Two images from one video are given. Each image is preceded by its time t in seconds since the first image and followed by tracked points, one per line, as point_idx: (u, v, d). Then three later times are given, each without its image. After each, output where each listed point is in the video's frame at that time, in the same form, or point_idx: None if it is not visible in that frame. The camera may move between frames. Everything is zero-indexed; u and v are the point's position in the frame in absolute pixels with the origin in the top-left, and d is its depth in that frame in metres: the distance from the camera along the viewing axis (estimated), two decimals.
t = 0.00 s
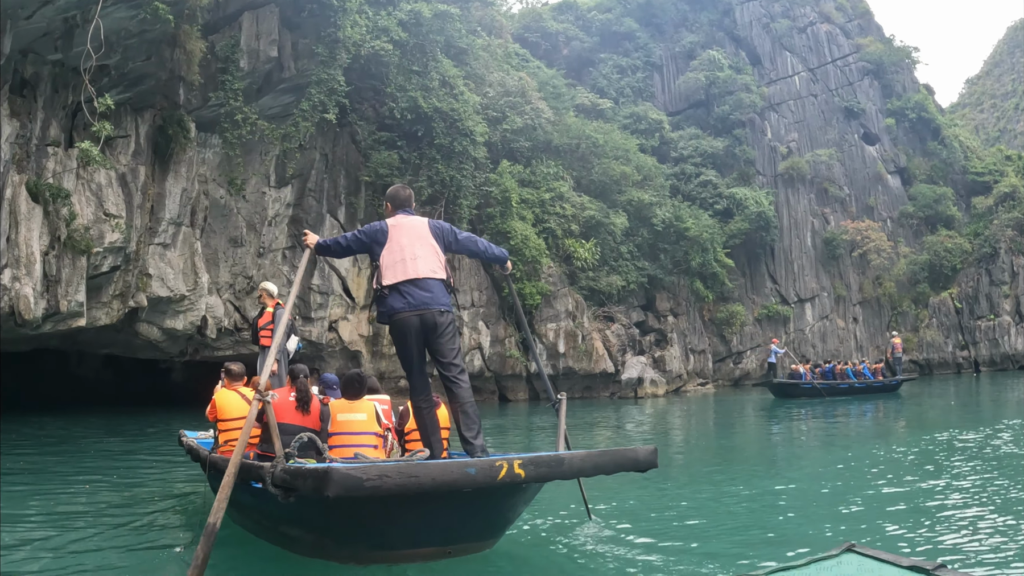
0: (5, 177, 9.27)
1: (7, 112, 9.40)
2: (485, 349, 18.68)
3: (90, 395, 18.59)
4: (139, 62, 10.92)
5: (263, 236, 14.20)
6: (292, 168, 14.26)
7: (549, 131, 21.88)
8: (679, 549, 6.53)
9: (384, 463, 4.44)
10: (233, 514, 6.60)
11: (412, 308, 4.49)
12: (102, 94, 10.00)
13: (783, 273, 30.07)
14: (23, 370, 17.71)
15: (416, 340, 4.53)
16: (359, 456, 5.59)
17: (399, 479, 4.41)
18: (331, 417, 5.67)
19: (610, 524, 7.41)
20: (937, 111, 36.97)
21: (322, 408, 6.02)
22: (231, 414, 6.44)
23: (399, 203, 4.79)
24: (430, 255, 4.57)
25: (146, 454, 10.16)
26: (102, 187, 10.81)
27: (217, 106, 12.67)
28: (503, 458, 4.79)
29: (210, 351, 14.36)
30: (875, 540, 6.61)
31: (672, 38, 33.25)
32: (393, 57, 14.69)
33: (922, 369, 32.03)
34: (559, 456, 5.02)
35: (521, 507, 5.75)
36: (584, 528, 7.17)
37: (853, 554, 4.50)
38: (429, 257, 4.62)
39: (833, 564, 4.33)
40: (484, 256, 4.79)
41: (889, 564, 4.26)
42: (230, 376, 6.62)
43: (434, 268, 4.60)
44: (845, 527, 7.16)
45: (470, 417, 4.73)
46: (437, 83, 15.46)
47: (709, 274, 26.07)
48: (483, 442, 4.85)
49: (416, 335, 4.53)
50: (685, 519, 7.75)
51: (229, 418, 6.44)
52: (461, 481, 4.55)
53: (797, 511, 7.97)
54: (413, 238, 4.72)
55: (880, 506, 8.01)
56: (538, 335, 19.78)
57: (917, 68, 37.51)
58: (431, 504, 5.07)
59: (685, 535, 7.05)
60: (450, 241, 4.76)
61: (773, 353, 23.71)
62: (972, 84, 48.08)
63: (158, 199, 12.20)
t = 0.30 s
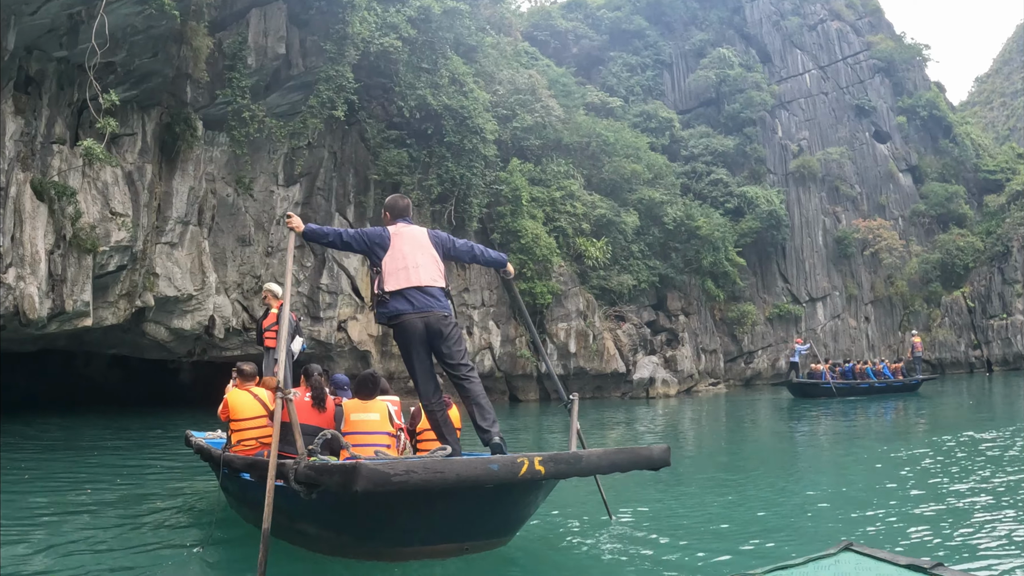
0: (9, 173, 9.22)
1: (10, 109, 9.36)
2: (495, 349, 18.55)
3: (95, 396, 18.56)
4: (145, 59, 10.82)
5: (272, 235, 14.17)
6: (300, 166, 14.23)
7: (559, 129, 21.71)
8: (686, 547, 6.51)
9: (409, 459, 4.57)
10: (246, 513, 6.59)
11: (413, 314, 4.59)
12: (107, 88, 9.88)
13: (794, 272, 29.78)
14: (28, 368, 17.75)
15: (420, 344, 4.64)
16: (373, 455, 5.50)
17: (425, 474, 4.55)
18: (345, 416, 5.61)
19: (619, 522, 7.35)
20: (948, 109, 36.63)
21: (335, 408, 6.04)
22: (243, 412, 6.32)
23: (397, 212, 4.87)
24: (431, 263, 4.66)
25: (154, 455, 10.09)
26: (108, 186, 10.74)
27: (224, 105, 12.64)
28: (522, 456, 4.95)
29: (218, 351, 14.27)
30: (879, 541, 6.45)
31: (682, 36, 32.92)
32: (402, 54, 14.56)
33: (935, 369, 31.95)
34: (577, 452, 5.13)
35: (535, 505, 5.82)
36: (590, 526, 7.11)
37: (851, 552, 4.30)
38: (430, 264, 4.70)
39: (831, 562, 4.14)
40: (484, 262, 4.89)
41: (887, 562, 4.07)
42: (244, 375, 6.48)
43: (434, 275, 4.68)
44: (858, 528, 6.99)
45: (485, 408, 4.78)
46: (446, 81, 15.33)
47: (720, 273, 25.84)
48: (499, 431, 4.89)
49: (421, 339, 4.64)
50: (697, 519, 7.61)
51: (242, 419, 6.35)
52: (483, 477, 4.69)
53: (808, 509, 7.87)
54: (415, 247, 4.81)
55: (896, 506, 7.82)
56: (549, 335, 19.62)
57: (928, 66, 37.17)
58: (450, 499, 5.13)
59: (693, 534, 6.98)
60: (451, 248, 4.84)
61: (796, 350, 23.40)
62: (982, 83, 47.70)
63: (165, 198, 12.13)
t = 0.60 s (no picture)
0: (14, 172, 9.15)
1: (15, 107, 9.29)
2: (506, 349, 18.42)
3: (102, 397, 18.53)
4: (151, 55, 10.74)
5: (281, 234, 14.08)
6: (309, 165, 14.16)
7: (570, 127, 21.56)
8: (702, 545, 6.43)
9: (427, 458, 4.61)
10: (259, 513, 6.52)
11: (425, 312, 4.63)
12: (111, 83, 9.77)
13: (807, 271, 29.47)
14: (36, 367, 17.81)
15: (436, 344, 4.67)
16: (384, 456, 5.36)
17: (442, 473, 4.58)
18: (355, 417, 5.48)
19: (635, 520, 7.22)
20: (960, 106, 36.27)
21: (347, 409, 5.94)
22: (254, 415, 6.21)
23: (400, 216, 4.90)
24: (437, 261, 4.68)
25: (162, 457, 10.00)
26: (115, 184, 10.68)
27: (232, 102, 12.59)
28: (537, 454, 5.02)
29: (227, 351, 14.18)
30: (896, 543, 6.30)
31: (692, 34, 32.62)
32: (412, 51, 14.43)
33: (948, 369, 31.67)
34: (590, 450, 5.21)
35: (548, 501, 5.85)
36: (605, 525, 7.00)
37: (854, 554, 4.21)
38: (436, 264, 4.73)
39: (834, 565, 4.03)
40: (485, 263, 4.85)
41: (891, 564, 3.97)
42: (255, 377, 6.33)
43: (441, 274, 4.71)
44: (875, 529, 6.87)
45: (497, 401, 4.74)
46: (457, 78, 15.28)
47: (732, 272, 25.59)
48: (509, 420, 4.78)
49: (436, 340, 4.66)
50: (710, 519, 7.48)
51: (254, 420, 6.24)
52: (500, 476, 4.75)
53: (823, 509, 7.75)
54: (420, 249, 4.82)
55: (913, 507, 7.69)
56: (560, 335, 19.47)
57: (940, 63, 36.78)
58: (467, 496, 5.14)
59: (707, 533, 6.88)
60: (454, 247, 4.87)
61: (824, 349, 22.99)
62: (991, 81, 47.28)
63: (173, 196, 12.05)
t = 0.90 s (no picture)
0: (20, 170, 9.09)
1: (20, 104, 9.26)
2: (518, 348, 18.28)
3: (111, 397, 18.54)
4: (158, 52, 10.65)
5: (289, 233, 14.06)
6: (318, 163, 14.10)
7: (581, 125, 21.39)
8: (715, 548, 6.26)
9: (439, 463, 4.59)
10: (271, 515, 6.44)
11: (448, 312, 4.87)
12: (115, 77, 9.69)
13: (819, 270, 29.14)
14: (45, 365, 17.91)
15: (457, 343, 4.91)
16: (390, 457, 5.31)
17: (455, 477, 4.58)
18: (363, 417, 5.42)
19: (648, 523, 7.09)
20: (973, 103, 35.92)
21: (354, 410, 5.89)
22: (263, 418, 6.14)
23: (413, 219, 5.15)
24: (450, 259, 4.94)
25: (172, 458, 9.92)
26: (121, 182, 10.62)
27: (240, 100, 12.49)
28: (547, 453, 5.04)
29: (236, 351, 14.10)
30: (921, 546, 6.13)
31: (703, 32, 32.28)
32: (422, 47, 14.30)
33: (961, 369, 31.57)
34: (599, 447, 5.28)
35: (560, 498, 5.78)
36: (619, 527, 6.86)
37: (851, 557, 4.30)
38: (450, 262, 4.99)
39: (835, 569, 4.14)
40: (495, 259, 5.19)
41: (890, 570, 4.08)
42: (263, 380, 6.27)
43: (457, 270, 4.97)
44: (892, 532, 6.69)
45: (498, 413, 5.11)
46: (467, 75, 15.05)
47: (744, 270, 25.33)
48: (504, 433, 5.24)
49: (457, 336, 4.90)
50: (724, 520, 7.36)
51: (262, 424, 6.15)
52: (512, 477, 4.76)
53: (838, 512, 7.58)
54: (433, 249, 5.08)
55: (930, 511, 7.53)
56: (572, 334, 19.29)
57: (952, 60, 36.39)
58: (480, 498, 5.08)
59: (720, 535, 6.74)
60: (465, 246, 5.14)
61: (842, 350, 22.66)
62: (1001, 79, 46.81)
63: (181, 195, 11.98)
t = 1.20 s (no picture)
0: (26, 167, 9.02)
1: (27, 100, 9.18)
2: (530, 348, 18.13)
3: (120, 397, 18.54)
4: (166, 48, 10.55)
5: (300, 232, 13.95)
6: (328, 161, 14.03)
7: (593, 122, 21.21)
8: (734, 554, 6.01)
9: (455, 468, 4.48)
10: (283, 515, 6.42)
11: (469, 312, 4.81)
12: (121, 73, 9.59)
13: (833, 268, 28.83)
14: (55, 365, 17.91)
15: (476, 342, 4.84)
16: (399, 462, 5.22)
17: (471, 481, 4.48)
18: (372, 417, 5.35)
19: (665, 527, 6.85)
20: (987, 101, 35.51)
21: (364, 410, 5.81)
22: (273, 422, 6.03)
23: (436, 216, 5.08)
24: (473, 258, 4.87)
25: (180, 458, 9.85)
26: (129, 180, 10.55)
27: (249, 97, 12.40)
28: (559, 453, 4.97)
29: (245, 351, 14.03)
30: (950, 551, 5.95)
31: (715, 29, 31.94)
32: (432, 44, 14.17)
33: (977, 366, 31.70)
34: (610, 445, 5.21)
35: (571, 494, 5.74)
36: (635, 529, 6.73)
37: (855, 560, 4.28)
38: (472, 260, 4.92)
39: (836, 570, 4.11)
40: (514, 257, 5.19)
41: (892, 571, 4.05)
42: (273, 383, 6.16)
43: (480, 269, 4.91)
44: (916, 536, 6.52)
45: (518, 413, 5.06)
46: (478, 72, 14.94)
47: (758, 269, 25.05)
48: (524, 427, 5.17)
49: (477, 338, 4.84)
50: (741, 523, 7.19)
51: (272, 426, 6.03)
52: (526, 479, 4.70)
53: (858, 515, 7.41)
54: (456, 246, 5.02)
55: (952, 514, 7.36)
56: (585, 333, 19.11)
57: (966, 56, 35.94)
58: (493, 498, 5.05)
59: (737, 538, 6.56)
60: (489, 244, 5.06)
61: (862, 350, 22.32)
62: (1014, 77, 46.29)
63: (189, 193, 11.90)
